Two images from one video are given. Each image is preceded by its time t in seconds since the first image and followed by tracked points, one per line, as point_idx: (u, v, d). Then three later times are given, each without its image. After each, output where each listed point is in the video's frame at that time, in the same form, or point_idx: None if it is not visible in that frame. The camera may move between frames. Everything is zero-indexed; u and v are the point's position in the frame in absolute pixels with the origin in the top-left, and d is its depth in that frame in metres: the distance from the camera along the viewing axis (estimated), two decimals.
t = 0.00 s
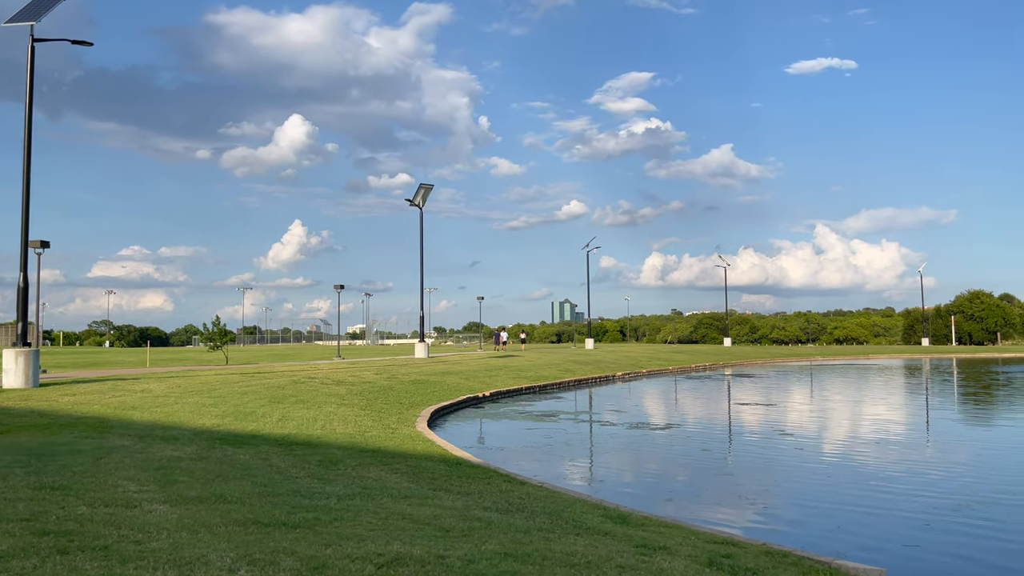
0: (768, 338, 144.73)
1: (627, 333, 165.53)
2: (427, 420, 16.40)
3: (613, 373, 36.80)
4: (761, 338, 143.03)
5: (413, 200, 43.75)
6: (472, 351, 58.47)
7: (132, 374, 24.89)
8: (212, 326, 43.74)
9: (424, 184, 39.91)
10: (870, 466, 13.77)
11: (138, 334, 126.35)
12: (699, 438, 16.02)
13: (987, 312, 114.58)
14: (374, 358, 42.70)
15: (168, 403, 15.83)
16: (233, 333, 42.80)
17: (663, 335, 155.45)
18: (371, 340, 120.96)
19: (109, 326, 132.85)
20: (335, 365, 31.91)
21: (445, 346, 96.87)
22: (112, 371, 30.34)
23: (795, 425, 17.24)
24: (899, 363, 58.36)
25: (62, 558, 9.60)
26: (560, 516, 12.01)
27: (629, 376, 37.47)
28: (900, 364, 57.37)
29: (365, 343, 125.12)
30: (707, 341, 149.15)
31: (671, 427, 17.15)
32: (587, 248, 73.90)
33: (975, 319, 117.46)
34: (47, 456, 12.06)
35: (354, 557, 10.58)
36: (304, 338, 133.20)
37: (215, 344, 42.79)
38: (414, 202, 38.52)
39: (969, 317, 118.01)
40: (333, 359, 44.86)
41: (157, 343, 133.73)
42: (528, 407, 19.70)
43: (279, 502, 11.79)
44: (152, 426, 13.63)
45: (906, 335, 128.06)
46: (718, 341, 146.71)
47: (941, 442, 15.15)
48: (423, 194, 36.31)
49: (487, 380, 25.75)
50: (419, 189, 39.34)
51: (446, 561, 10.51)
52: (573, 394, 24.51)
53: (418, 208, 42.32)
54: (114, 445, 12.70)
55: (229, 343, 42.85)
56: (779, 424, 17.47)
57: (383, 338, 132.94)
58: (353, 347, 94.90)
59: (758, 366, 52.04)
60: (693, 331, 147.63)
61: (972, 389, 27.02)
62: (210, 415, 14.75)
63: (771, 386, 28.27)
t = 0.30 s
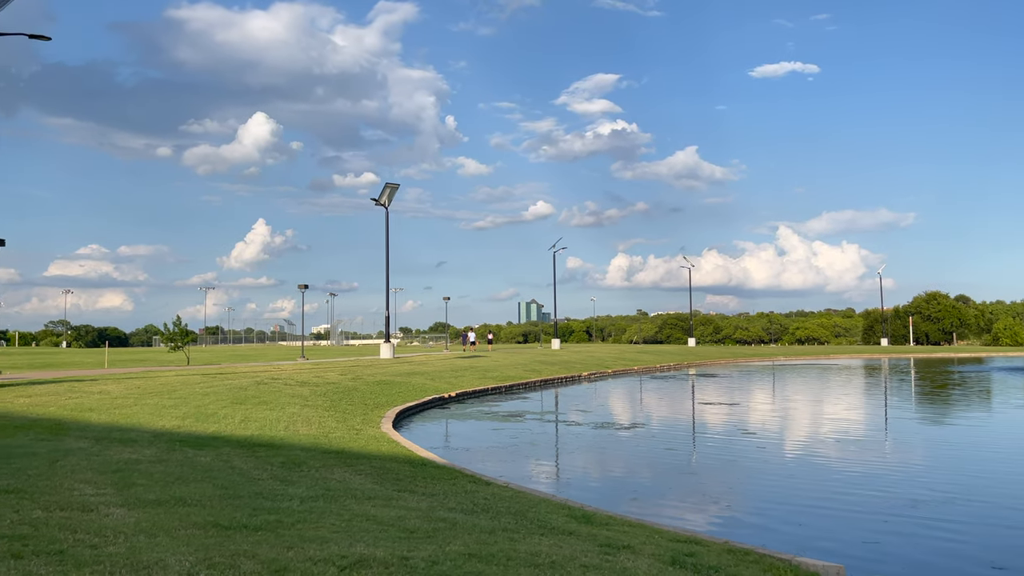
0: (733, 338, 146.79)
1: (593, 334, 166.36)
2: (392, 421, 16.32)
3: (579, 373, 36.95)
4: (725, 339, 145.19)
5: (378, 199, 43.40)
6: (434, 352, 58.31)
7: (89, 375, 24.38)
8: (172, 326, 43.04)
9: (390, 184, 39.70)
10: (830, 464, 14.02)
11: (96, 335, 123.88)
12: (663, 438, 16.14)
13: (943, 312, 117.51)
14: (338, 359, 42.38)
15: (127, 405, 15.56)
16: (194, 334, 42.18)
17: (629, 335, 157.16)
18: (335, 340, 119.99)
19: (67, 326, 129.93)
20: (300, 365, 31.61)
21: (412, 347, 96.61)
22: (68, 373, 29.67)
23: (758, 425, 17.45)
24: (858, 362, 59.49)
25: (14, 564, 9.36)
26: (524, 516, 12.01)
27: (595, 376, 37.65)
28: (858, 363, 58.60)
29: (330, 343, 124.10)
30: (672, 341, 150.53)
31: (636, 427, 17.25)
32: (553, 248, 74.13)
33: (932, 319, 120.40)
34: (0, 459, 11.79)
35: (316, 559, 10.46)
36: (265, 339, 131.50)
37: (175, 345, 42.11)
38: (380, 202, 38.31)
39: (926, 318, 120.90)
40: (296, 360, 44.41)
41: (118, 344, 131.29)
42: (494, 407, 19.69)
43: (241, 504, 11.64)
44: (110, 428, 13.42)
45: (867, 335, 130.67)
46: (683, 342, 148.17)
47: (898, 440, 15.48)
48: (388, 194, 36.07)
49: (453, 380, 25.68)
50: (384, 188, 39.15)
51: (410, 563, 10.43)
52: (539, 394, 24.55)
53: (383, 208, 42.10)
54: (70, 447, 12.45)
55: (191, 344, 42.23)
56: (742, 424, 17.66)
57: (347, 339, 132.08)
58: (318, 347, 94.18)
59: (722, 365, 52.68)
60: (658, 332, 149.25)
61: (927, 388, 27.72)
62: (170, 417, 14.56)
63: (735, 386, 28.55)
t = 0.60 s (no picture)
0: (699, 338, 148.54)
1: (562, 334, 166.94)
2: (358, 423, 16.21)
3: (546, 374, 37.01)
4: (690, 340, 148.08)
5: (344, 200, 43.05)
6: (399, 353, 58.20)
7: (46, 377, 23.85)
8: (132, 328, 42.27)
9: (356, 184, 39.44)
10: (792, 463, 14.22)
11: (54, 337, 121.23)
12: (629, 438, 16.22)
13: (903, 313, 120.20)
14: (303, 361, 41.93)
15: (85, 407, 15.26)
16: (155, 335, 41.48)
17: (594, 335, 159.07)
18: (300, 342, 118.86)
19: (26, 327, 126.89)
20: (266, 367, 31.33)
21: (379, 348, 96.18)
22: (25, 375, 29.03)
23: (723, 424, 17.63)
24: (823, 362, 60.69)
25: None
26: (490, 517, 11.99)
27: (562, 377, 37.74)
28: (822, 363, 59.80)
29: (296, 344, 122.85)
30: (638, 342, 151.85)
31: (602, 427, 17.33)
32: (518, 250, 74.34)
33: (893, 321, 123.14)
34: None
35: (279, 563, 10.32)
36: (229, 339, 129.74)
37: (136, 347, 41.37)
38: (346, 202, 38.05)
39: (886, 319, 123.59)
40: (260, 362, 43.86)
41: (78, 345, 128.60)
42: (461, 409, 19.64)
43: (202, 508, 11.47)
44: (68, 432, 13.17)
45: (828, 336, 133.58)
46: (648, 343, 149.29)
47: (859, 439, 15.75)
48: (354, 194, 35.79)
49: (420, 381, 25.55)
50: (350, 189, 38.81)
51: (375, 565, 10.34)
52: (506, 395, 24.54)
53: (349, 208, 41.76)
54: (26, 450, 12.18)
55: (151, 346, 41.51)
56: (707, 423, 17.82)
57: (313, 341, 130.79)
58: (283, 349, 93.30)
59: (688, 366, 53.23)
60: (624, 333, 150.80)
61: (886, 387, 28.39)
62: (130, 420, 14.32)
63: (701, 386, 28.82)
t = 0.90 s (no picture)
0: (665, 339, 150.23)
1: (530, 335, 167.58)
2: (324, 426, 16.09)
3: (515, 376, 37.03)
4: (656, 341, 150.49)
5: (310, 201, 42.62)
6: (362, 355, 57.80)
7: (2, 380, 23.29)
8: (92, 330, 41.47)
9: (323, 184, 39.07)
10: (756, 463, 14.40)
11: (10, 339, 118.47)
12: (596, 439, 16.30)
13: (865, 315, 122.91)
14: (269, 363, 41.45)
15: (42, 411, 14.95)
16: (116, 337, 40.74)
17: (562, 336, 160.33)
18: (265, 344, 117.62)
19: None
20: (230, 369, 30.91)
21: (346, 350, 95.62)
22: None
23: (688, 425, 17.80)
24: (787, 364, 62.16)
25: None
26: (457, 520, 11.95)
27: (530, 378, 37.83)
28: (783, 364, 60.99)
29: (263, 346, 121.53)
30: (604, 344, 153.34)
31: (570, 429, 17.40)
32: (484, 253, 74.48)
33: (855, 322, 125.72)
34: None
35: (242, 567, 10.17)
36: (193, 340, 127.84)
37: (95, 349, 40.59)
38: (312, 202, 37.65)
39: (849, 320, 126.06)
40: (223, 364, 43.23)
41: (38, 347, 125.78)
42: (428, 411, 19.59)
43: (163, 513, 11.29)
44: (25, 436, 12.91)
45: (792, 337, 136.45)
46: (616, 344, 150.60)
47: (821, 439, 15.99)
48: (321, 194, 35.46)
49: (387, 383, 25.41)
50: (316, 189, 38.43)
51: (340, 568, 10.22)
52: (474, 397, 24.53)
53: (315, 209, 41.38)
54: None
55: (112, 348, 40.76)
56: (674, 424, 17.98)
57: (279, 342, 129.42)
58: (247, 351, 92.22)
59: (654, 368, 53.71)
60: (592, 334, 152.04)
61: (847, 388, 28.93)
62: (90, 423, 14.08)
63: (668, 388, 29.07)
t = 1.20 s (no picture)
0: (634, 341, 151.64)
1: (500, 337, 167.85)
2: (291, 429, 15.95)
3: (484, 378, 37.02)
4: (625, 343, 152.16)
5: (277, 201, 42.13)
6: (328, 357, 57.39)
7: None
8: (53, 331, 40.63)
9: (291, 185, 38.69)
10: (722, 463, 14.56)
11: None
12: (565, 441, 16.37)
13: (830, 317, 125.36)
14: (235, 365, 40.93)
15: None
16: (77, 340, 39.96)
17: (531, 338, 160.99)
18: (231, 346, 116.14)
19: None
20: (195, 373, 30.48)
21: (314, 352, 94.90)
22: None
23: (656, 426, 17.95)
24: (748, 365, 63.21)
25: None
26: (426, 522, 11.88)
27: (499, 380, 37.85)
28: (748, 365, 62.05)
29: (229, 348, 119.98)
30: (574, 346, 154.23)
31: (539, 431, 17.45)
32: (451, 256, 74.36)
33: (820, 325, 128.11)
34: None
35: (207, 572, 9.99)
36: (157, 342, 125.84)
37: (56, 351, 39.78)
38: (279, 203, 37.29)
39: (814, 322, 128.40)
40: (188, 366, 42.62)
41: None
42: (397, 414, 19.50)
43: (126, 518, 11.09)
44: None
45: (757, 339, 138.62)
46: (587, 346, 151.62)
47: (786, 440, 16.22)
48: (289, 194, 35.10)
49: (355, 386, 25.25)
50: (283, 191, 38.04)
51: (306, 572, 10.08)
52: (444, 400, 24.48)
53: (283, 210, 40.95)
54: None
55: (73, 350, 39.95)
56: (642, 425, 18.12)
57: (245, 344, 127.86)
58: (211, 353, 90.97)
59: (622, 369, 54.08)
60: (562, 336, 152.81)
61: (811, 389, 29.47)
62: (50, 427, 13.81)
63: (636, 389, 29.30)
